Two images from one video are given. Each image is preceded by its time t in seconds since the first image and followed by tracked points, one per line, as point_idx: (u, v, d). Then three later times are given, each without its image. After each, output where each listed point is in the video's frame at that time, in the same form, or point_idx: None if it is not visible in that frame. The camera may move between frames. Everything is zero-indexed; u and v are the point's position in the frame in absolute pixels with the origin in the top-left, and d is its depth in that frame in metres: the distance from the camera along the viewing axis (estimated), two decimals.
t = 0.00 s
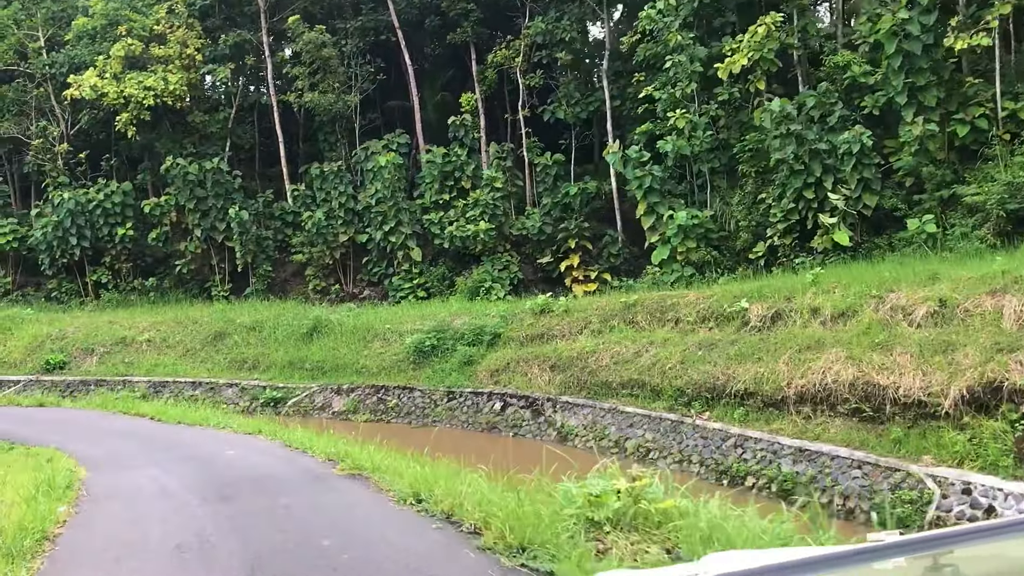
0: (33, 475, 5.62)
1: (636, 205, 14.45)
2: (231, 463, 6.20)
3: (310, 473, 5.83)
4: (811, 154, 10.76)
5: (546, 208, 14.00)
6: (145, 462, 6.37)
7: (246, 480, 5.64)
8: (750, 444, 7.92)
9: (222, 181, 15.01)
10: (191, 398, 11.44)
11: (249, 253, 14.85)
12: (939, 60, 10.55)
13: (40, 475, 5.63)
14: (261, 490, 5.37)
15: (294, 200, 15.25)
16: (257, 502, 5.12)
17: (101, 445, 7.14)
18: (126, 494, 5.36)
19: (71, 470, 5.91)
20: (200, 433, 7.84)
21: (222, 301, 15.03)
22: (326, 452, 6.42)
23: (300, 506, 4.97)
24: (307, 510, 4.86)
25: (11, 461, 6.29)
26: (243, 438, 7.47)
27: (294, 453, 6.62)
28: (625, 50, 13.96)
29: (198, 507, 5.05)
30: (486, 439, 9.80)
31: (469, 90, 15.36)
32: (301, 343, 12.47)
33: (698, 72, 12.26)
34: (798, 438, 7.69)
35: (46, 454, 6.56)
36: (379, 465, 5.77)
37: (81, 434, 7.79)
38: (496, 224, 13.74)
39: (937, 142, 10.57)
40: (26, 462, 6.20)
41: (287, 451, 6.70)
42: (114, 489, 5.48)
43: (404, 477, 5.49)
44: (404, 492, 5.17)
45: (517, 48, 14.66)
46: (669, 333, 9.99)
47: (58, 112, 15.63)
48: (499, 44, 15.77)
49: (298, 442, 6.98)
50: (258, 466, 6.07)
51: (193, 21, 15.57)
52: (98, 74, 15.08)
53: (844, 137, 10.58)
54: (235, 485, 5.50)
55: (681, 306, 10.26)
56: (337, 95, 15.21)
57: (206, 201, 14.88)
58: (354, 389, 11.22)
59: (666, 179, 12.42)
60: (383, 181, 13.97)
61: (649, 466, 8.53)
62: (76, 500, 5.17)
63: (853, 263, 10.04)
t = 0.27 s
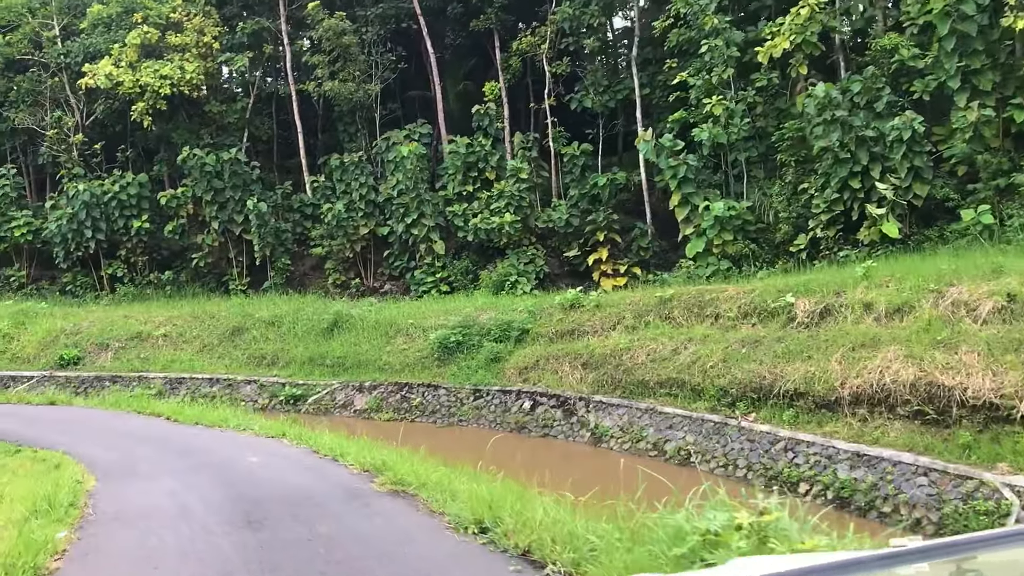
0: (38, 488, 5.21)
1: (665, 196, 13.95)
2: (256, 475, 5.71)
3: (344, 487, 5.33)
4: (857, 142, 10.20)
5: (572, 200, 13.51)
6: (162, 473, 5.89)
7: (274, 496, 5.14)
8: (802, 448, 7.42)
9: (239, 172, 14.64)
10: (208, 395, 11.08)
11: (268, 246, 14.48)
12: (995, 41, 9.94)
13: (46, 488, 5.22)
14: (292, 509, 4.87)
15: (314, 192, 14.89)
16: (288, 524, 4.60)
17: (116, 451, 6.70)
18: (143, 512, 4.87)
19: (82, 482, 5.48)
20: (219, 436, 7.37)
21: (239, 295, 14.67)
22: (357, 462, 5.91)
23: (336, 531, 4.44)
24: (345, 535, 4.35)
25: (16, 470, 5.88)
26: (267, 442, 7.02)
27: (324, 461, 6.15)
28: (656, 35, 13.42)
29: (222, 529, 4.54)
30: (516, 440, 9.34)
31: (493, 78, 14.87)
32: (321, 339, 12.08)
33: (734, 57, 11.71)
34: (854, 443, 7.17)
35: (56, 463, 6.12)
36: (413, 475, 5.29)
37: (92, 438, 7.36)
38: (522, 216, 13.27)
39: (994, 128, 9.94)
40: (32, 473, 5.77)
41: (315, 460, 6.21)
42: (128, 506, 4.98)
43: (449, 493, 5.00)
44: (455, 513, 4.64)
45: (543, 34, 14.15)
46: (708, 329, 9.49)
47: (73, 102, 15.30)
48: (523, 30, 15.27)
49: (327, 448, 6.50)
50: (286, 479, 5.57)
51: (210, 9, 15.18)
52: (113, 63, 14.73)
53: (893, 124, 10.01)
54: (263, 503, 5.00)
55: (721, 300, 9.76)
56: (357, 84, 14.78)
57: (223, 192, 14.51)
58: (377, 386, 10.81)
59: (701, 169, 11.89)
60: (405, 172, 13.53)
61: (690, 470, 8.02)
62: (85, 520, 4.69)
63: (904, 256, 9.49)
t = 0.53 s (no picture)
0: (37, 508, 4.78)
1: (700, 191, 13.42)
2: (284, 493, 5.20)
3: (382, 509, 4.78)
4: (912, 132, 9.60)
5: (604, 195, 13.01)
6: (181, 489, 5.41)
7: (305, 522, 4.57)
8: (863, 456, 6.88)
9: (260, 166, 14.28)
10: (229, 396, 10.70)
11: (289, 243, 14.12)
12: None
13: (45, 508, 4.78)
14: (326, 535, 4.35)
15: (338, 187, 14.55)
16: (324, 557, 4.03)
17: (131, 462, 6.26)
18: (160, 537, 4.38)
19: (87, 500, 5.04)
20: (242, 445, 6.90)
21: (260, 293, 14.32)
22: (393, 475, 5.43)
23: (382, 565, 3.87)
24: (390, 570, 3.82)
25: (21, 484, 5.52)
26: (293, 451, 6.54)
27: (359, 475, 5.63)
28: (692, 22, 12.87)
29: (248, 564, 3.98)
30: (551, 446, 8.86)
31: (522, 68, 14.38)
32: (345, 338, 11.68)
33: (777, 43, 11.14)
34: (921, 451, 6.61)
35: (64, 476, 5.71)
36: (458, 495, 4.77)
37: (107, 446, 6.91)
38: (551, 211, 12.79)
39: None
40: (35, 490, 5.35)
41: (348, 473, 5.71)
42: (144, 530, 4.49)
43: (487, 513, 4.52)
44: (498, 541, 4.15)
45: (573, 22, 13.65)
46: (753, 330, 8.97)
47: (91, 95, 15.02)
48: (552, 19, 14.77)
49: (361, 461, 5.99)
50: (318, 498, 5.06)
51: None
52: (133, 54, 14.42)
53: (950, 111, 9.39)
54: (295, 528, 4.49)
55: (767, 299, 9.27)
56: (381, 75, 14.36)
57: (244, 187, 14.16)
58: (403, 387, 10.39)
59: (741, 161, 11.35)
60: (430, 166, 13.10)
61: (740, 480, 7.51)
62: (95, 547, 4.22)
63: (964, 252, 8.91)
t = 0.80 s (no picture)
0: (34, 531, 4.40)
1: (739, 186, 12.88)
2: (316, 515, 4.74)
3: (428, 538, 4.26)
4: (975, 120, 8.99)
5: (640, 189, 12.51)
6: (204, 507, 4.98)
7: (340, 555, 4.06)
8: (934, 467, 6.32)
9: (285, 161, 13.96)
10: (253, 397, 10.35)
11: (315, 240, 13.78)
12: None
13: (44, 531, 4.39)
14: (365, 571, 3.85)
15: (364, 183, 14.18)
16: None
17: (150, 474, 5.85)
18: (180, 568, 3.95)
19: (93, 521, 4.65)
20: (269, 454, 6.48)
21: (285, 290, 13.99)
22: (438, 496, 4.94)
23: None
24: None
25: (26, 497, 5.24)
26: (324, 463, 6.11)
27: (401, 495, 5.14)
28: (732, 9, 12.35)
29: None
30: (590, 453, 8.39)
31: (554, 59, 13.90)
32: (372, 337, 11.29)
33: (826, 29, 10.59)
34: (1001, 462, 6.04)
35: (74, 491, 5.34)
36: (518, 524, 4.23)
37: (125, 454, 6.53)
38: (585, 207, 12.31)
39: None
40: (38, 508, 4.98)
41: (386, 491, 5.25)
42: (162, 558, 4.07)
43: (544, 540, 4.02)
44: None
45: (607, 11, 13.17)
46: (806, 330, 8.44)
47: (114, 89, 14.79)
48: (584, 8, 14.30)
49: (403, 476, 5.52)
50: (354, 521, 4.59)
51: None
52: (156, 47, 14.16)
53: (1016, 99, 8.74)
54: (328, 560, 4.00)
55: (820, 298, 8.74)
56: (408, 67, 13.97)
57: (269, 182, 13.84)
58: (433, 389, 9.97)
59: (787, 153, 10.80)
60: (460, 160, 12.68)
61: (797, 491, 6.99)
62: None
63: None
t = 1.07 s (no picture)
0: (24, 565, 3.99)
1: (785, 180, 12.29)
2: (356, 545, 4.28)
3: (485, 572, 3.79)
4: None
5: (680, 183, 11.98)
6: (230, 532, 4.55)
7: None
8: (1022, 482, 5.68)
9: (313, 155, 13.61)
10: (280, 398, 9.97)
11: (343, 236, 13.41)
12: None
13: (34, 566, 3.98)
14: None
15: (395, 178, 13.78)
16: None
17: (172, 488, 5.45)
18: None
19: (93, 552, 4.23)
20: (299, 466, 6.05)
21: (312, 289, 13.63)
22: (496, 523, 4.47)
23: None
24: None
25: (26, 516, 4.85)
26: (361, 478, 5.67)
27: (453, 519, 4.68)
28: None
29: None
30: (637, 462, 7.88)
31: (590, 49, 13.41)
32: (402, 337, 10.88)
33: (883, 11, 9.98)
34: None
35: (81, 509, 4.95)
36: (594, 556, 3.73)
37: (146, 463, 6.14)
38: (624, 201, 11.80)
39: None
40: (38, 530, 4.60)
41: (435, 515, 4.79)
42: None
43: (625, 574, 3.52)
44: None
45: None
46: (869, 331, 7.87)
47: (138, 82, 14.55)
48: None
49: (452, 496, 5.07)
50: (399, 553, 4.12)
51: None
52: (181, 38, 13.88)
53: None
54: None
55: (884, 297, 8.15)
56: (439, 57, 13.56)
57: (296, 177, 13.49)
58: (467, 391, 9.52)
59: (841, 143, 10.19)
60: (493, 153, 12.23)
61: (865, 504, 6.42)
62: None
63: None
